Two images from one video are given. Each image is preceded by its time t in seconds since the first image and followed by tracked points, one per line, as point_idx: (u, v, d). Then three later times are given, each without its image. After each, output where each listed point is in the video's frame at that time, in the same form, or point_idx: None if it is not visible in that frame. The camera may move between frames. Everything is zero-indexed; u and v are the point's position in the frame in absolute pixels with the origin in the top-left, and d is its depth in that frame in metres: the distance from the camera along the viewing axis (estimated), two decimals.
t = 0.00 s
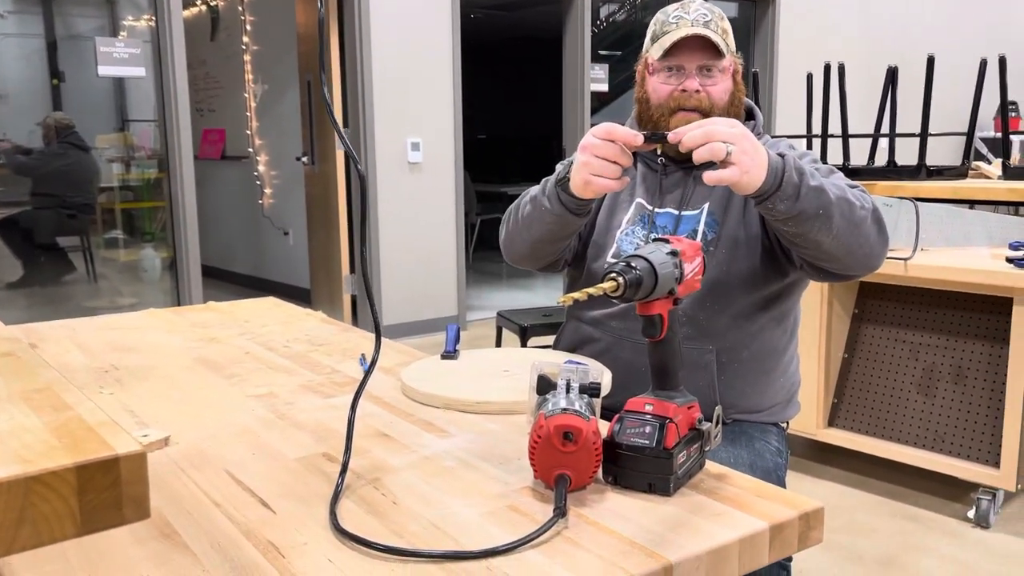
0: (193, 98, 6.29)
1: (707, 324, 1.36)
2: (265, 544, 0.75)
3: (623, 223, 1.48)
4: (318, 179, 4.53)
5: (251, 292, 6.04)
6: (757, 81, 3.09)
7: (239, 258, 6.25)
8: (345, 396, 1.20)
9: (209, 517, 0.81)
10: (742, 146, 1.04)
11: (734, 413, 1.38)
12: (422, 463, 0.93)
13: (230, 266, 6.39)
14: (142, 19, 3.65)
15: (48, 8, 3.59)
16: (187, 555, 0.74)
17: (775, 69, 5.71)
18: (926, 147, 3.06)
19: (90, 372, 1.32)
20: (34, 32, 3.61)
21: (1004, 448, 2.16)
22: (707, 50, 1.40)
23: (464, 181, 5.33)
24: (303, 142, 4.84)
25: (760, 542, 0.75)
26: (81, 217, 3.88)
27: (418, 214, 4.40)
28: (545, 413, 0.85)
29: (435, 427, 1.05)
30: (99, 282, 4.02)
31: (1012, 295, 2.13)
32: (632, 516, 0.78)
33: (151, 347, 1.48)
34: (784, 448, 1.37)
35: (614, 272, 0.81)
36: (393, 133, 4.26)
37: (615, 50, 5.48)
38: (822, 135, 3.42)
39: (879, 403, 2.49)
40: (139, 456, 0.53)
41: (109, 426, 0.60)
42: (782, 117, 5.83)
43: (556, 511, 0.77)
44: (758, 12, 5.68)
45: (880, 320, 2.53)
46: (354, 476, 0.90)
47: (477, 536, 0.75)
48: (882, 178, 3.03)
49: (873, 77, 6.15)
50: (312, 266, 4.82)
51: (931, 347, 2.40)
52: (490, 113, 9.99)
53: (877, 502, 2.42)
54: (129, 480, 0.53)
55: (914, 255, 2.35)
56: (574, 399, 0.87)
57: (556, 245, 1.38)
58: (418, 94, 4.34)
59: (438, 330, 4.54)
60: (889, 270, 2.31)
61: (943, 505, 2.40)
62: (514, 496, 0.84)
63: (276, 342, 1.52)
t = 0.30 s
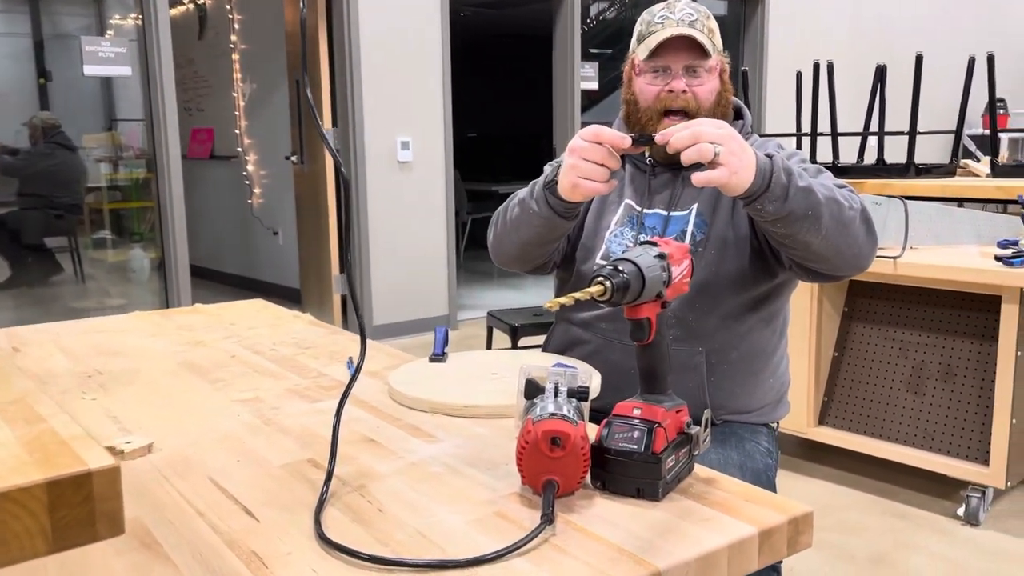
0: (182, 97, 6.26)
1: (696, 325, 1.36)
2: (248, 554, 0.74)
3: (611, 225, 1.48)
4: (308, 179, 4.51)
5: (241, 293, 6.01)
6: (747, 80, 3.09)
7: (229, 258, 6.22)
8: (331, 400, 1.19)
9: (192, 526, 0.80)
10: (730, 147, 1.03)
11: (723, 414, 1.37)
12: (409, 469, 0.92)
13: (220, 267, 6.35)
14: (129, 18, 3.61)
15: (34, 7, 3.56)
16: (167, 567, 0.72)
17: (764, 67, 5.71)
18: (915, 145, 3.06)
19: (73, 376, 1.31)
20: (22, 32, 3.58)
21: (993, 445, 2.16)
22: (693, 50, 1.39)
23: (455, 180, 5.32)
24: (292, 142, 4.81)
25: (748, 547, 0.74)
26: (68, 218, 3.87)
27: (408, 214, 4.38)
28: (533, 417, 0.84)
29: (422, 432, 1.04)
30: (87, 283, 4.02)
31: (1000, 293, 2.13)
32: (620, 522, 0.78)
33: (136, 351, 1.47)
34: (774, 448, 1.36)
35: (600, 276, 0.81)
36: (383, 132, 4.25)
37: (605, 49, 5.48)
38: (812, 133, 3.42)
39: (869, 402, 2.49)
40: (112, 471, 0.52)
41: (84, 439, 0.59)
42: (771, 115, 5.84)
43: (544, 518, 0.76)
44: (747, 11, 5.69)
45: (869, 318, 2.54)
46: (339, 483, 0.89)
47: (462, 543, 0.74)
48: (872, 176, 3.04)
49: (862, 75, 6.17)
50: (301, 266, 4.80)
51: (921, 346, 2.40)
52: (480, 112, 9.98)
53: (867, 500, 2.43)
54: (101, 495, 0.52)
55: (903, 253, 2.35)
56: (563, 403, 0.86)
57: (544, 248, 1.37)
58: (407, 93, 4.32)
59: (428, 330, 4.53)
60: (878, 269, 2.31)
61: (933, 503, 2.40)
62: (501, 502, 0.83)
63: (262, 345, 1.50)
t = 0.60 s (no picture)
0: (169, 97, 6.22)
1: (689, 324, 1.35)
2: (237, 560, 0.73)
3: (603, 225, 1.47)
4: (297, 179, 4.48)
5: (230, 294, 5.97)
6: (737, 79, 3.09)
7: (218, 259, 6.19)
8: (321, 403, 1.18)
9: (179, 532, 0.78)
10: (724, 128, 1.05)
11: (717, 413, 1.36)
12: (400, 472, 0.91)
13: (209, 267, 6.32)
14: (117, 18, 3.58)
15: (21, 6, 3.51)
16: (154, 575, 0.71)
17: (755, 65, 5.72)
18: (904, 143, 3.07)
19: (59, 380, 1.29)
20: (8, 32, 3.54)
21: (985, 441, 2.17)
22: (684, 48, 1.38)
23: (445, 180, 5.30)
24: (281, 142, 4.78)
25: (744, 549, 0.74)
26: (55, 219, 3.87)
27: (399, 214, 4.37)
28: (526, 419, 0.83)
29: (414, 434, 1.03)
30: (75, 284, 3.99)
31: (990, 289, 2.14)
32: (614, 524, 0.77)
33: (124, 353, 1.45)
34: (767, 447, 1.36)
35: (593, 276, 0.80)
36: (373, 132, 4.23)
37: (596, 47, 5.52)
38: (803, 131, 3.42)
39: (861, 399, 2.49)
40: (95, 479, 0.51)
41: (66, 446, 0.57)
42: (761, 113, 5.85)
43: (538, 521, 0.75)
44: (737, 9, 5.70)
45: (860, 316, 2.54)
46: (329, 486, 0.88)
47: (455, 547, 0.73)
48: (862, 173, 3.05)
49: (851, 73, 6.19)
50: (291, 267, 4.77)
51: (912, 342, 2.41)
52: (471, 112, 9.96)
53: (859, 497, 2.43)
54: (83, 504, 0.50)
55: (894, 250, 2.35)
56: (556, 404, 0.85)
57: (531, 247, 1.36)
58: (397, 92, 4.31)
59: (419, 330, 4.51)
60: (869, 266, 2.31)
61: (925, 500, 2.40)
62: (494, 505, 0.82)
63: (252, 347, 1.49)
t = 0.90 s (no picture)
0: (156, 97, 6.18)
1: (678, 324, 1.34)
2: (222, 567, 0.71)
3: (591, 224, 1.46)
4: (285, 179, 4.46)
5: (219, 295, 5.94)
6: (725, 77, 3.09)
7: (206, 260, 6.15)
8: (309, 405, 1.16)
9: (164, 539, 0.77)
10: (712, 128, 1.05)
11: (708, 413, 1.36)
12: (389, 476, 0.90)
13: (197, 268, 6.29)
14: (102, 18, 3.55)
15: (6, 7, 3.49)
16: None
17: (743, 63, 5.73)
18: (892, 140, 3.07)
19: (43, 384, 1.27)
20: None
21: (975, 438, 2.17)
22: (674, 47, 1.38)
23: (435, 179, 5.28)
24: (269, 142, 4.76)
25: (736, 552, 0.73)
26: (42, 220, 3.83)
27: (388, 214, 4.35)
28: (515, 422, 0.82)
29: (403, 437, 1.02)
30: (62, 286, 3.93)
31: (979, 286, 2.14)
32: (606, 528, 0.76)
33: (109, 356, 1.43)
34: (758, 446, 1.36)
35: (582, 277, 0.79)
36: (361, 132, 4.21)
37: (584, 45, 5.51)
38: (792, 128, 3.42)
39: (851, 397, 2.50)
40: (73, 490, 0.50)
41: (45, 455, 0.56)
42: (751, 111, 5.86)
43: (527, 524, 0.74)
44: (725, 7, 5.70)
45: (850, 314, 2.54)
46: (317, 491, 0.87)
47: (444, 552, 0.72)
48: (851, 171, 3.06)
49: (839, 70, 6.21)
50: (280, 268, 4.75)
51: (901, 340, 2.41)
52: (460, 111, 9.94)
53: (850, 495, 2.43)
54: (60, 515, 0.50)
55: (884, 248, 2.35)
56: (546, 406, 0.85)
57: (517, 245, 1.35)
58: (386, 91, 4.29)
59: (409, 330, 4.50)
60: (859, 264, 2.31)
61: (915, 497, 2.41)
62: (484, 508, 0.81)
63: (239, 350, 1.47)
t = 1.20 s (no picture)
0: (144, 97, 6.15)
1: (669, 321, 1.34)
2: (209, 572, 0.71)
3: (582, 224, 1.46)
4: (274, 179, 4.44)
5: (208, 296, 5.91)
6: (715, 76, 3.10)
7: (195, 261, 6.13)
8: (298, 407, 1.16)
9: (153, 543, 0.76)
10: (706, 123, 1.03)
11: (699, 412, 1.36)
12: (379, 477, 0.89)
13: (186, 269, 6.26)
14: (89, 18, 3.52)
15: None
16: None
17: (732, 62, 5.74)
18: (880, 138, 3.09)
19: (29, 388, 1.26)
20: None
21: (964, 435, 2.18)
22: (663, 46, 1.38)
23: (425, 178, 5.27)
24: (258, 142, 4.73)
25: (727, 552, 0.73)
26: (30, 221, 3.80)
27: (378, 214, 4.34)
28: (505, 423, 0.82)
29: (392, 438, 1.01)
30: (51, 287, 3.93)
31: (967, 283, 2.16)
32: (597, 529, 0.76)
33: (97, 359, 1.42)
34: (748, 445, 1.36)
35: (572, 277, 0.79)
36: (351, 131, 4.20)
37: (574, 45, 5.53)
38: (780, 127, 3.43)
39: (841, 394, 2.50)
40: (57, 496, 0.50)
41: (27, 460, 0.56)
42: (740, 109, 5.88)
43: (518, 526, 0.74)
44: (715, 6, 5.71)
45: (839, 312, 2.55)
46: (307, 494, 0.86)
47: (435, 554, 0.72)
48: (839, 169, 3.08)
49: (827, 70, 6.23)
50: (270, 268, 4.73)
51: (891, 338, 2.42)
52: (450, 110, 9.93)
53: (840, 492, 2.44)
54: (44, 521, 0.49)
55: (873, 246, 2.36)
56: (536, 407, 0.84)
57: (507, 244, 1.35)
58: (375, 91, 4.28)
59: (400, 331, 4.49)
60: (849, 263, 2.31)
61: (905, 494, 2.42)
62: (474, 510, 0.81)
63: (228, 351, 1.46)
